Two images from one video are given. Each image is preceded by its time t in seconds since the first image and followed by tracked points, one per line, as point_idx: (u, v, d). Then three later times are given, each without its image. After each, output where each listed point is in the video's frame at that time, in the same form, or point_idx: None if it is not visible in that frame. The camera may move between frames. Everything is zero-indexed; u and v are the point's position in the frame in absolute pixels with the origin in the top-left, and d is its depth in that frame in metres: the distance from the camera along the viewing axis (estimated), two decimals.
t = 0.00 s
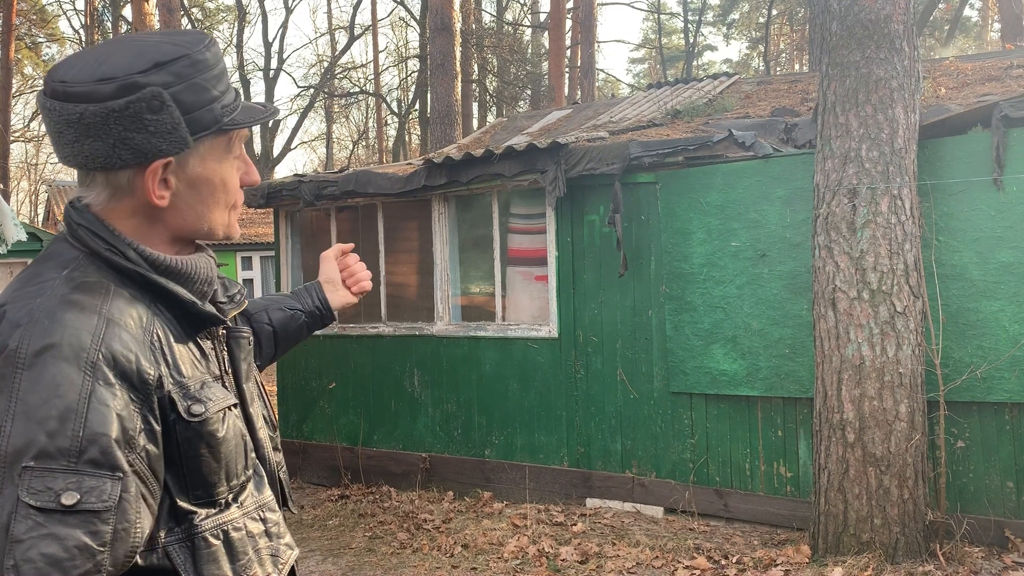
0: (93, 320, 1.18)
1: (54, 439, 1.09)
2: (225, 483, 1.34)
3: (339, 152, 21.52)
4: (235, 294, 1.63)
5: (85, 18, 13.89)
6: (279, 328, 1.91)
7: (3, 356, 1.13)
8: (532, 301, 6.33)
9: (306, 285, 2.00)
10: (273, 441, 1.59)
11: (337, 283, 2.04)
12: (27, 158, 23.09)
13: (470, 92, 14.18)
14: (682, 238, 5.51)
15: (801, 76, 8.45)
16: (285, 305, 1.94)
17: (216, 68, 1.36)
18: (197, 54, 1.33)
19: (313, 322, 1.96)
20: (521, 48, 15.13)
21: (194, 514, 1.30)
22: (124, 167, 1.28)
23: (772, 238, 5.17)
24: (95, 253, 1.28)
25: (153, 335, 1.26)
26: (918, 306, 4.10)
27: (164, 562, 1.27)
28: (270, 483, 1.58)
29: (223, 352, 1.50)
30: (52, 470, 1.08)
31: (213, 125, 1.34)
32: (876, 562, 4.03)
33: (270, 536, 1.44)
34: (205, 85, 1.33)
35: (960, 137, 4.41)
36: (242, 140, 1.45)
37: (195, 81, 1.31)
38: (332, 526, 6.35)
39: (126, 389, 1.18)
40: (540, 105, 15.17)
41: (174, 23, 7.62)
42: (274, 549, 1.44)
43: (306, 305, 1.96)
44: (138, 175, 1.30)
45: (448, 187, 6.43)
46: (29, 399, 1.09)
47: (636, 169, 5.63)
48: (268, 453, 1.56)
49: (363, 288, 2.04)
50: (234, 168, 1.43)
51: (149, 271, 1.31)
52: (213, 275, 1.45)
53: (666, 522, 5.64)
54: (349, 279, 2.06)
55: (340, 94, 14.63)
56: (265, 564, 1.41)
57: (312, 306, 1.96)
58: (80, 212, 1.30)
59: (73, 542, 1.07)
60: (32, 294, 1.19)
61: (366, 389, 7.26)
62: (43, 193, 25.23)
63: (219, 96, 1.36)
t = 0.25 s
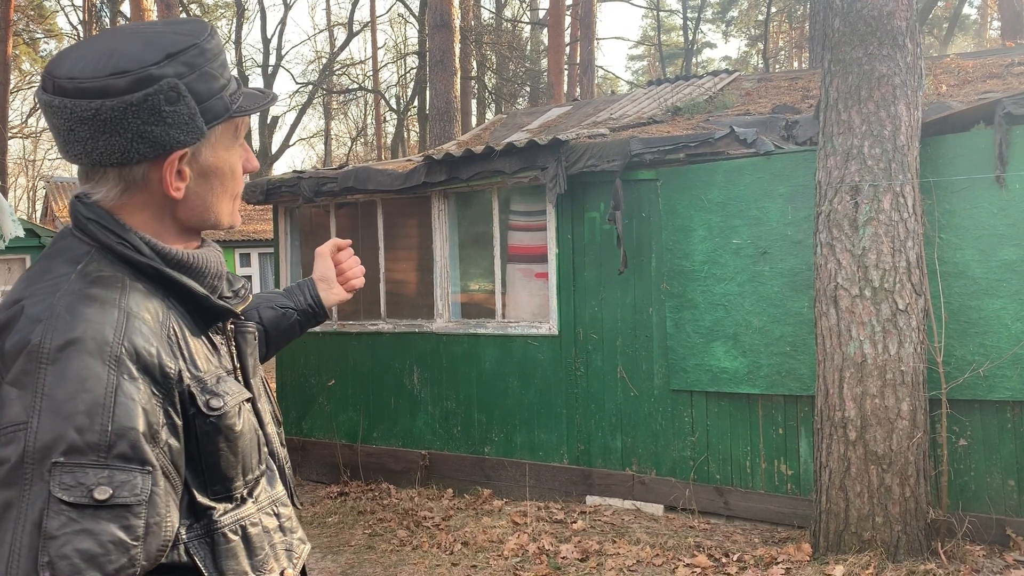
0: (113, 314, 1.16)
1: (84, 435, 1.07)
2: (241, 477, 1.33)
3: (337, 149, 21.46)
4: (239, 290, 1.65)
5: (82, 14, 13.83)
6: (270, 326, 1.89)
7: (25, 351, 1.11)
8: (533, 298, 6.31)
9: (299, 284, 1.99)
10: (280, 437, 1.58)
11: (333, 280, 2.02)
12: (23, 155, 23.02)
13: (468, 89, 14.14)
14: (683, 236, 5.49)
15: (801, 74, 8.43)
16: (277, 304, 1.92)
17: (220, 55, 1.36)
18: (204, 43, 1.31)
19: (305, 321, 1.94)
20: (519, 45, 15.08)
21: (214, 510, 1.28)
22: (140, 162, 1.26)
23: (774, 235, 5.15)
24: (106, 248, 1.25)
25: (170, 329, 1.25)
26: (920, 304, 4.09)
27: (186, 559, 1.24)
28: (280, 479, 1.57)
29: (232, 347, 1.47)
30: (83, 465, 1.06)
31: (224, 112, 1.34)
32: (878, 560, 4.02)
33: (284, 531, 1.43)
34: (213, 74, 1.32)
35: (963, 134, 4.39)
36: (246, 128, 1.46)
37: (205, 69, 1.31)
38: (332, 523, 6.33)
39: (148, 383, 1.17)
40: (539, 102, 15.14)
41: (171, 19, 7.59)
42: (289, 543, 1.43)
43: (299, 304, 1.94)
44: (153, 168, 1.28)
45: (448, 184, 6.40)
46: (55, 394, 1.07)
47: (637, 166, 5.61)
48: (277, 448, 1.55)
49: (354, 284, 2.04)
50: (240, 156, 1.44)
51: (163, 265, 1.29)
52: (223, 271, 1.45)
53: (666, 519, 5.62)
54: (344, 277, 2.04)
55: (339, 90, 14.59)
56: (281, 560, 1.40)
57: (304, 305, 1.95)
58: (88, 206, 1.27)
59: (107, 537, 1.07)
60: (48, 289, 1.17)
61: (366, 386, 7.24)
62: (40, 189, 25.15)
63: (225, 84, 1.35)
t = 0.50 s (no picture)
0: (121, 311, 1.13)
1: (96, 437, 1.04)
2: (250, 478, 1.30)
3: (330, 147, 21.39)
4: (240, 287, 1.56)
5: (73, 11, 13.70)
6: (260, 323, 1.84)
7: (33, 352, 1.07)
8: (528, 297, 6.29)
9: (287, 279, 1.94)
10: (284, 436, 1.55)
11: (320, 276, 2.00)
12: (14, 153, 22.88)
13: (461, 88, 14.09)
14: (679, 235, 5.48)
15: (796, 74, 8.42)
16: (266, 300, 1.88)
17: (223, 48, 1.33)
18: (205, 33, 1.28)
19: (295, 317, 1.91)
20: (513, 44, 15.04)
21: (222, 512, 1.26)
22: (145, 156, 1.23)
23: (770, 235, 5.14)
24: (109, 244, 1.21)
25: (178, 327, 1.21)
26: (917, 304, 4.09)
27: (194, 563, 1.21)
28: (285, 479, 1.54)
29: (236, 344, 1.42)
30: (96, 468, 1.04)
31: (229, 105, 1.31)
32: (875, 561, 4.02)
33: (291, 533, 1.40)
34: (216, 65, 1.29)
35: (960, 134, 4.39)
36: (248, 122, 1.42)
37: (208, 59, 1.27)
38: (326, 523, 6.30)
39: (160, 383, 1.13)
40: (532, 101, 15.10)
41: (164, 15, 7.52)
42: (296, 546, 1.40)
43: (288, 300, 1.90)
44: (158, 162, 1.25)
45: (443, 182, 6.36)
46: (67, 395, 1.04)
47: (633, 165, 5.59)
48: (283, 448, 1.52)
49: (342, 280, 2.02)
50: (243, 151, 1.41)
51: (169, 261, 1.26)
52: (225, 267, 1.42)
53: (661, 519, 5.61)
54: (332, 272, 2.03)
55: (332, 89, 14.52)
56: (289, 562, 1.37)
57: (294, 301, 1.91)
58: (90, 203, 1.23)
59: (123, 542, 1.04)
60: (53, 287, 1.13)
61: (360, 385, 7.21)
62: (31, 187, 24.99)
63: (229, 75, 1.33)
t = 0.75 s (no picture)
0: (124, 314, 1.09)
1: (101, 443, 1.00)
2: (252, 485, 1.26)
3: (318, 150, 21.29)
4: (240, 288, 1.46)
5: (58, 13, 13.55)
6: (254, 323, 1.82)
7: (33, 356, 1.03)
8: (520, 301, 6.26)
9: (280, 276, 1.91)
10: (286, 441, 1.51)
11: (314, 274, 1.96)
12: None
13: (451, 91, 14.05)
14: (672, 238, 5.46)
15: (786, 77, 8.44)
16: (259, 299, 1.85)
17: (222, 48, 1.30)
18: (205, 32, 1.25)
19: (289, 316, 1.88)
20: (502, 47, 15.03)
21: (223, 522, 1.22)
22: (142, 157, 1.19)
23: (763, 238, 5.13)
24: (109, 245, 1.17)
25: (182, 330, 1.17)
26: (911, 308, 4.09)
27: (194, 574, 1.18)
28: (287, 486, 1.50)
29: (235, 348, 1.37)
30: (102, 476, 1.00)
31: (228, 105, 1.27)
32: (869, 566, 4.01)
33: (293, 541, 1.35)
34: (216, 64, 1.26)
35: (952, 139, 4.39)
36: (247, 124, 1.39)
37: (207, 58, 1.24)
38: (316, 529, 6.23)
39: (164, 388, 1.10)
40: (521, 104, 15.08)
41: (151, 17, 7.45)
42: (297, 555, 1.35)
43: (282, 298, 1.87)
44: (156, 163, 1.21)
45: (434, 185, 6.32)
46: (70, 401, 1.00)
47: (626, 168, 5.58)
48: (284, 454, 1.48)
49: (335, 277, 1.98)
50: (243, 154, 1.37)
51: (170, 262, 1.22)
52: (227, 268, 1.37)
53: (654, 524, 5.58)
54: (325, 268, 1.98)
55: (321, 91, 14.46)
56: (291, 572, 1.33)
57: (288, 300, 1.88)
58: (87, 205, 1.19)
59: (131, 552, 1.00)
60: (52, 289, 1.09)
61: (351, 390, 7.15)
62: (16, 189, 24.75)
63: (228, 75, 1.29)
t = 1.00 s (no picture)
0: (118, 332, 1.05)
1: (95, 467, 0.96)
2: (249, 507, 1.22)
3: (302, 158, 21.19)
4: (234, 305, 1.50)
5: (39, 20, 13.39)
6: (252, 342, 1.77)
7: (25, 377, 0.99)
8: (508, 310, 6.23)
9: (281, 298, 1.88)
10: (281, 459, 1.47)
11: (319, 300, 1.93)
12: None
13: (436, 100, 14.03)
14: (661, 247, 5.46)
15: (771, 87, 8.50)
16: (257, 318, 1.80)
17: (207, 54, 1.24)
18: (185, 39, 1.20)
19: (285, 338, 1.84)
20: (486, 56, 15.04)
21: (221, 544, 1.18)
22: (121, 173, 1.15)
23: (751, 248, 5.14)
24: (101, 261, 1.14)
25: (177, 348, 1.13)
26: (899, 317, 4.10)
27: None
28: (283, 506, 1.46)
29: (230, 366, 1.35)
30: (96, 501, 0.95)
31: (212, 116, 1.22)
32: None
33: (289, 564, 1.30)
34: (198, 73, 1.21)
35: (938, 149, 4.43)
36: (239, 129, 1.34)
37: (186, 67, 1.18)
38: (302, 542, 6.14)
39: (160, 408, 1.06)
40: (506, 113, 15.08)
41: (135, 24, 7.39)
42: None
43: (280, 319, 1.84)
44: (137, 178, 1.17)
45: (422, 194, 6.29)
46: (63, 423, 0.96)
47: (614, 178, 5.58)
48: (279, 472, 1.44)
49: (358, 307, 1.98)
50: (235, 162, 1.33)
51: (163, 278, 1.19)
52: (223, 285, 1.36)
53: (643, 534, 5.56)
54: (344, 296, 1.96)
55: (305, 100, 14.39)
56: None
57: (286, 321, 1.85)
58: (77, 219, 1.16)
59: None
60: (44, 307, 1.05)
61: (337, 401, 7.08)
62: None
63: (213, 83, 1.24)
